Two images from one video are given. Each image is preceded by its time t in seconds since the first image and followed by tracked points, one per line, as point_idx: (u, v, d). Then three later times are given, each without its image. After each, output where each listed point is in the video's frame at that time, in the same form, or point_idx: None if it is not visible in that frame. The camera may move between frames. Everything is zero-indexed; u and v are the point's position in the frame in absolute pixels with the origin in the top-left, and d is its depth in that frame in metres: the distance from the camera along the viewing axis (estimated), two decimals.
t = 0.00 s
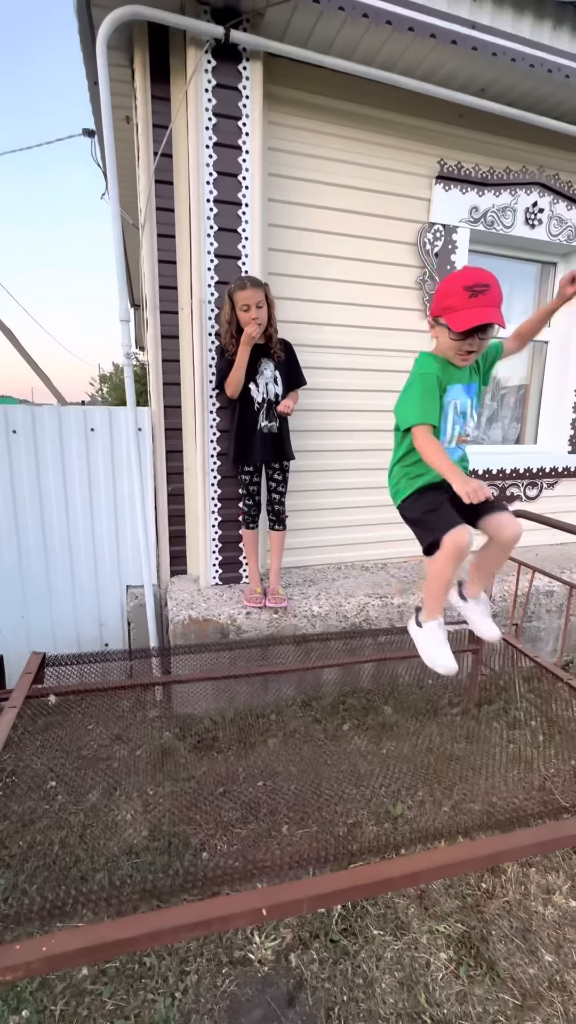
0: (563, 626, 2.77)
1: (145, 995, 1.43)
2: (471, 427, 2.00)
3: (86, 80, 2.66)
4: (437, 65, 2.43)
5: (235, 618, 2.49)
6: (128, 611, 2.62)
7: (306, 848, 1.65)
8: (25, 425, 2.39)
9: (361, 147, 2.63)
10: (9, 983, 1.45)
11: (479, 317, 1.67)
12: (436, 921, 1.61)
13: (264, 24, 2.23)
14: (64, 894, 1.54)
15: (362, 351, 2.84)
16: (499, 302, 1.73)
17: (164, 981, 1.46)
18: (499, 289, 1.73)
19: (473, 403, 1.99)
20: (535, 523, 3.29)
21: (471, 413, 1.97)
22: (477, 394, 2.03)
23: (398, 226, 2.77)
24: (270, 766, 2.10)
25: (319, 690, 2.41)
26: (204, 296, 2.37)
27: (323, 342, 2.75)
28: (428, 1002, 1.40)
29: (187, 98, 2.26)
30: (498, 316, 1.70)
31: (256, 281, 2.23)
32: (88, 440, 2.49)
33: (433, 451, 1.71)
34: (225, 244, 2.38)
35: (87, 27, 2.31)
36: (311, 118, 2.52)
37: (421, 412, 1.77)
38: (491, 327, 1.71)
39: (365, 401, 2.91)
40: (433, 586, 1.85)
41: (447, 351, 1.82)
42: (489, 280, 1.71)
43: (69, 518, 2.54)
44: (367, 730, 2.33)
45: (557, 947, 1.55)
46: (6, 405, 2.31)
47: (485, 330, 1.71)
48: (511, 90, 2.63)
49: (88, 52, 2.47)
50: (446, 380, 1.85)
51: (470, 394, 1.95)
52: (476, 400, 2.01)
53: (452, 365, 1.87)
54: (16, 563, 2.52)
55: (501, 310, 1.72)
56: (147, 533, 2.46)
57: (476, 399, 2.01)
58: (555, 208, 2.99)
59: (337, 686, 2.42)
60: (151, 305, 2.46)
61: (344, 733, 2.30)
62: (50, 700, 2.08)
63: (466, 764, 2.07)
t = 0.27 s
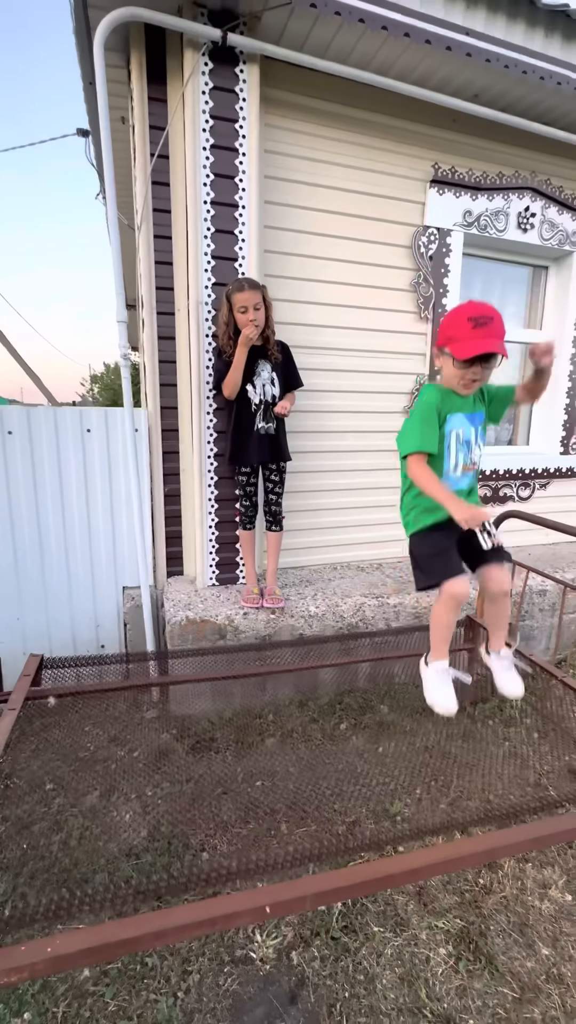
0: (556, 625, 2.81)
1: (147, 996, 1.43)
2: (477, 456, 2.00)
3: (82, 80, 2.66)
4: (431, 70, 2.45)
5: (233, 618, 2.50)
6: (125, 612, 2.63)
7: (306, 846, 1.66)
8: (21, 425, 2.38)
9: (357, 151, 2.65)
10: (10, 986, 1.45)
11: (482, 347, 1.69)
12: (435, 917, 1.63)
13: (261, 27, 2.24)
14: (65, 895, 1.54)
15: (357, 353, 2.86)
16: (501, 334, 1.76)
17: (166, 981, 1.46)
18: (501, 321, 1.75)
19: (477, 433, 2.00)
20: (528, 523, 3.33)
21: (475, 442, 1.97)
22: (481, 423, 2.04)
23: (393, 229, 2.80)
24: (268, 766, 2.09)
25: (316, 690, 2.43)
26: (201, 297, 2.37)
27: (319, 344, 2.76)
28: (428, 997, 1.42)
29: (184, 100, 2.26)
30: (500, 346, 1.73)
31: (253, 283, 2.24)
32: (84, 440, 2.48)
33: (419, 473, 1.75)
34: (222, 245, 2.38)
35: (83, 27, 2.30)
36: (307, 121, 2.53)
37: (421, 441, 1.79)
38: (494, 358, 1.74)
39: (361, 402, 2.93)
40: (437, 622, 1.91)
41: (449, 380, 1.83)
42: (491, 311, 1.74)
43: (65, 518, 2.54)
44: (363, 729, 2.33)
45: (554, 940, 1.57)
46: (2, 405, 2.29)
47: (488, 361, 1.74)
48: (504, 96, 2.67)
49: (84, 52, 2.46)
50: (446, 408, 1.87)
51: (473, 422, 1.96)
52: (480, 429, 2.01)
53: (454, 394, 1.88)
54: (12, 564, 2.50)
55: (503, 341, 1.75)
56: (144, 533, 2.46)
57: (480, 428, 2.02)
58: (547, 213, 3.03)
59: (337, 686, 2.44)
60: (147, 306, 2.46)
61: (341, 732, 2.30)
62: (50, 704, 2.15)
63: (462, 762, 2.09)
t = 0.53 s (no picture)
0: (543, 623, 2.86)
1: (145, 994, 1.43)
2: (478, 508, 1.88)
3: (72, 80, 2.65)
4: (421, 76, 2.49)
5: (225, 619, 2.49)
6: (116, 613, 2.63)
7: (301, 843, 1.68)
8: (11, 425, 2.37)
9: (347, 155, 2.68)
10: (6, 987, 1.45)
11: (466, 399, 1.68)
12: (428, 909, 1.66)
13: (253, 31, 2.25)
14: (61, 896, 1.53)
15: (348, 354, 2.89)
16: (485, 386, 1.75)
17: (163, 979, 1.47)
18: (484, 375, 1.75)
19: (476, 484, 1.87)
20: (515, 523, 3.39)
21: (473, 492, 1.86)
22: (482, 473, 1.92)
23: (383, 233, 2.83)
24: (261, 765, 2.10)
25: (309, 688, 2.47)
26: (193, 298, 2.38)
27: (310, 346, 2.79)
28: (422, 988, 1.44)
29: (176, 102, 2.27)
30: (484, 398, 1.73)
31: (246, 285, 2.25)
32: (76, 440, 2.48)
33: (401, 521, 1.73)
34: (214, 247, 2.39)
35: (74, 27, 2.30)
36: (298, 125, 2.56)
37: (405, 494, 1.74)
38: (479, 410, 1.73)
39: (352, 404, 2.95)
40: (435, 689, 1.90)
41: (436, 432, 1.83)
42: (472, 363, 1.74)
43: (56, 519, 2.53)
44: (356, 726, 2.33)
45: (543, 930, 1.61)
46: None
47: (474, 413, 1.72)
48: (491, 103, 2.71)
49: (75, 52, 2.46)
50: (434, 463, 1.79)
51: (468, 472, 1.85)
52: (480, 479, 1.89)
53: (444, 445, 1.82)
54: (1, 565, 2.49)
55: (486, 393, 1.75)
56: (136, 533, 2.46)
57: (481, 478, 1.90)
58: (533, 218, 3.08)
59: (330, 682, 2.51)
60: (139, 307, 2.46)
61: (334, 730, 2.31)
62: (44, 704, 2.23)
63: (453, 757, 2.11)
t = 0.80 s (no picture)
0: (530, 620, 2.92)
1: (140, 988, 1.45)
2: (471, 564, 1.87)
3: (62, 80, 2.65)
4: (408, 83, 2.53)
5: (217, 618, 2.50)
6: (107, 613, 2.64)
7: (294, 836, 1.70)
8: (2, 425, 2.36)
9: (336, 159, 2.71)
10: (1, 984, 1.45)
11: (442, 447, 1.74)
12: (418, 900, 1.69)
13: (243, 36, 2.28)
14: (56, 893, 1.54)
15: (338, 356, 2.92)
16: (465, 433, 1.80)
17: (158, 972, 1.48)
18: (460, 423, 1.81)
19: (466, 541, 1.88)
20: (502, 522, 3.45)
21: (463, 549, 1.86)
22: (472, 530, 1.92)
23: (371, 236, 2.87)
24: (254, 761, 2.12)
25: (300, 685, 2.51)
26: (184, 300, 2.40)
27: (300, 347, 2.82)
28: (413, 975, 1.48)
29: (167, 105, 2.29)
30: (462, 443, 1.77)
31: (237, 287, 2.28)
32: (66, 440, 2.48)
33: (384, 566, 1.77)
34: (205, 249, 2.41)
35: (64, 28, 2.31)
36: (288, 129, 2.58)
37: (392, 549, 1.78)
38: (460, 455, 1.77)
39: (341, 405, 2.99)
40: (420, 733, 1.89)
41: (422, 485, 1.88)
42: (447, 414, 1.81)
43: (46, 519, 2.53)
44: (347, 723, 2.37)
45: (529, 916, 1.65)
46: None
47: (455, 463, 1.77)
48: (477, 110, 2.76)
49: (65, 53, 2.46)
50: (422, 517, 1.82)
51: (457, 528, 1.86)
52: (471, 536, 1.90)
53: (431, 502, 1.85)
54: None
55: (466, 440, 1.79)
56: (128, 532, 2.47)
57: (471, 534, 1.90)
58: (518, 223, 3.14)
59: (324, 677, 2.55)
60: (131, 308, 2.47)
61: (325, 727, 2.34)
62: (38, 705, 2.17)
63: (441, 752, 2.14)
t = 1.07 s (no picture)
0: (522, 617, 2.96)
1: (139, 982, 1.46)
2: (447, 557, 1.85)
3: (57, 79, 2.65)
4: (402, 86, 2.55)
5: (213, 616, 2.52)
6: (103, 612, 2.64)
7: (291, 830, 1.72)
8: None
9: (331, 160, 2.73)
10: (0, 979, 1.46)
11: (421, 445, 1.78)
12: (413, 892, 1.72)
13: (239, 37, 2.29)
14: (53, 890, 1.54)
15: (333, 356, 2.95)
16: (455, 429, 1.79)
17: (156, 966, 1.50)
18: (458, 421, 1.81)
19: (446, 532, 1.84)
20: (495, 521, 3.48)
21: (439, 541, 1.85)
22: (461, 526, 1.86)
23: (366, 237, 2.89)
24: (250, 758, 2.14)
25: (296, 683, 2.54)
26: (180, 300, 2.41)
27: (296, 347, 2.83)
28: (408, 966, 1.50)
29: (163, 105, 2.29)
30: (446, 441, 1.77)
31: (233, 287, 2.29)
32: (62, 440, 2.48)
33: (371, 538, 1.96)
34: (201, 250, 2.42)
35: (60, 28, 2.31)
36: (284, 131, 2.60)
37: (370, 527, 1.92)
38: (444, 452, 1.78)
39: (336, 404, 3.01)
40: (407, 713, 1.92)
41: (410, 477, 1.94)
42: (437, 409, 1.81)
43: (42, 518, 2.53)
44: (342, 720, 2.39)
45: (522, 907, 1.68)
46: None
47: (436, 459, 1.79)
48: (470, 114, 2.79)
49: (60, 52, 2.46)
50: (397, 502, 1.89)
51: (435, 518, 1.85)
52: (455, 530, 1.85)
53: (414, 489, 1.88)
54: None
55: (455, 437, 1.79)
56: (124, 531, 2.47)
57: (454, 528, 1.85)
58: (511, 225, 3.18)
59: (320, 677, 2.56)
60: (126, 307, 2.48)
61: (321, 724, 2.36)
62: (35, 703, 2.18)
63: (435, 748, 2.17)
